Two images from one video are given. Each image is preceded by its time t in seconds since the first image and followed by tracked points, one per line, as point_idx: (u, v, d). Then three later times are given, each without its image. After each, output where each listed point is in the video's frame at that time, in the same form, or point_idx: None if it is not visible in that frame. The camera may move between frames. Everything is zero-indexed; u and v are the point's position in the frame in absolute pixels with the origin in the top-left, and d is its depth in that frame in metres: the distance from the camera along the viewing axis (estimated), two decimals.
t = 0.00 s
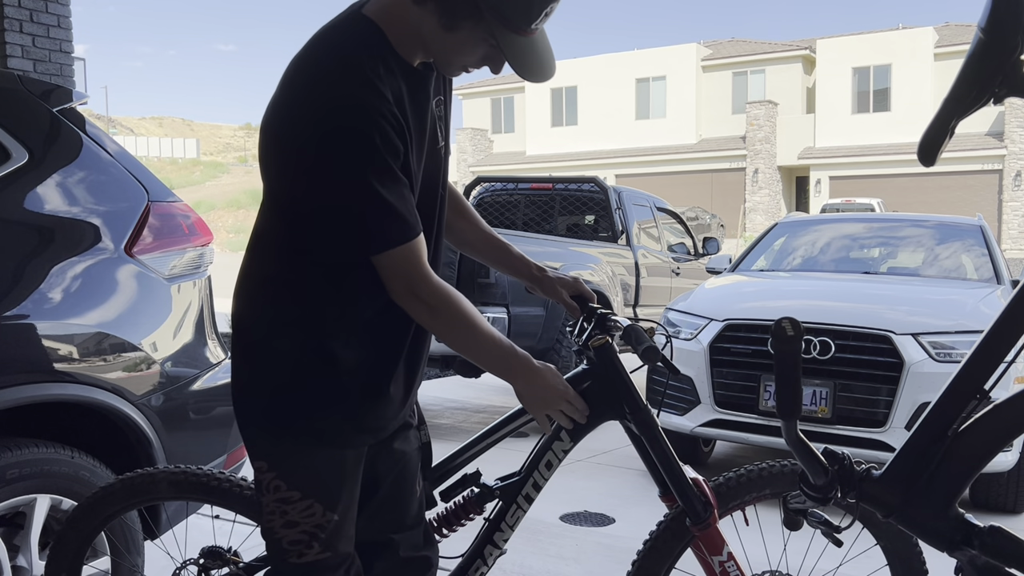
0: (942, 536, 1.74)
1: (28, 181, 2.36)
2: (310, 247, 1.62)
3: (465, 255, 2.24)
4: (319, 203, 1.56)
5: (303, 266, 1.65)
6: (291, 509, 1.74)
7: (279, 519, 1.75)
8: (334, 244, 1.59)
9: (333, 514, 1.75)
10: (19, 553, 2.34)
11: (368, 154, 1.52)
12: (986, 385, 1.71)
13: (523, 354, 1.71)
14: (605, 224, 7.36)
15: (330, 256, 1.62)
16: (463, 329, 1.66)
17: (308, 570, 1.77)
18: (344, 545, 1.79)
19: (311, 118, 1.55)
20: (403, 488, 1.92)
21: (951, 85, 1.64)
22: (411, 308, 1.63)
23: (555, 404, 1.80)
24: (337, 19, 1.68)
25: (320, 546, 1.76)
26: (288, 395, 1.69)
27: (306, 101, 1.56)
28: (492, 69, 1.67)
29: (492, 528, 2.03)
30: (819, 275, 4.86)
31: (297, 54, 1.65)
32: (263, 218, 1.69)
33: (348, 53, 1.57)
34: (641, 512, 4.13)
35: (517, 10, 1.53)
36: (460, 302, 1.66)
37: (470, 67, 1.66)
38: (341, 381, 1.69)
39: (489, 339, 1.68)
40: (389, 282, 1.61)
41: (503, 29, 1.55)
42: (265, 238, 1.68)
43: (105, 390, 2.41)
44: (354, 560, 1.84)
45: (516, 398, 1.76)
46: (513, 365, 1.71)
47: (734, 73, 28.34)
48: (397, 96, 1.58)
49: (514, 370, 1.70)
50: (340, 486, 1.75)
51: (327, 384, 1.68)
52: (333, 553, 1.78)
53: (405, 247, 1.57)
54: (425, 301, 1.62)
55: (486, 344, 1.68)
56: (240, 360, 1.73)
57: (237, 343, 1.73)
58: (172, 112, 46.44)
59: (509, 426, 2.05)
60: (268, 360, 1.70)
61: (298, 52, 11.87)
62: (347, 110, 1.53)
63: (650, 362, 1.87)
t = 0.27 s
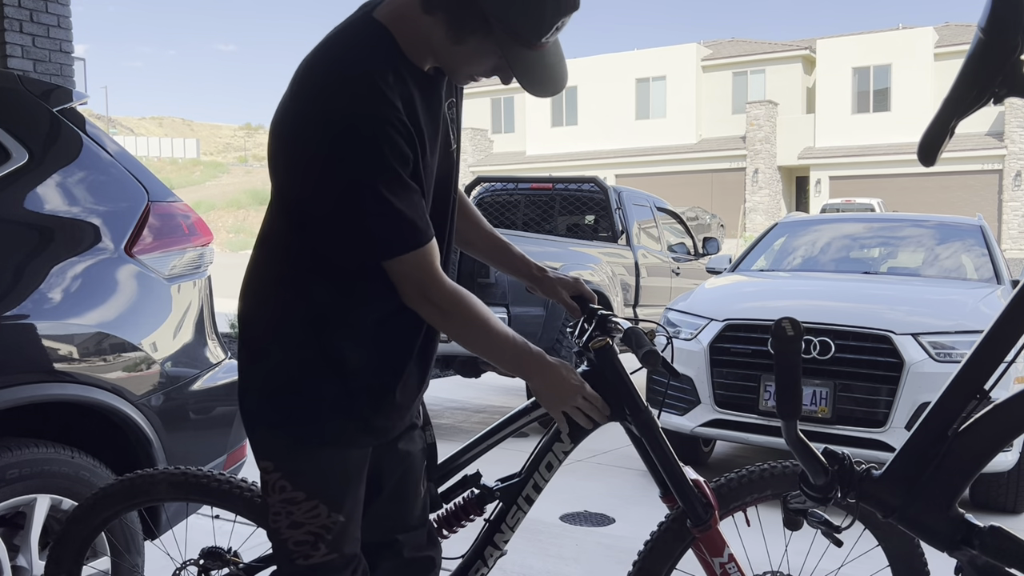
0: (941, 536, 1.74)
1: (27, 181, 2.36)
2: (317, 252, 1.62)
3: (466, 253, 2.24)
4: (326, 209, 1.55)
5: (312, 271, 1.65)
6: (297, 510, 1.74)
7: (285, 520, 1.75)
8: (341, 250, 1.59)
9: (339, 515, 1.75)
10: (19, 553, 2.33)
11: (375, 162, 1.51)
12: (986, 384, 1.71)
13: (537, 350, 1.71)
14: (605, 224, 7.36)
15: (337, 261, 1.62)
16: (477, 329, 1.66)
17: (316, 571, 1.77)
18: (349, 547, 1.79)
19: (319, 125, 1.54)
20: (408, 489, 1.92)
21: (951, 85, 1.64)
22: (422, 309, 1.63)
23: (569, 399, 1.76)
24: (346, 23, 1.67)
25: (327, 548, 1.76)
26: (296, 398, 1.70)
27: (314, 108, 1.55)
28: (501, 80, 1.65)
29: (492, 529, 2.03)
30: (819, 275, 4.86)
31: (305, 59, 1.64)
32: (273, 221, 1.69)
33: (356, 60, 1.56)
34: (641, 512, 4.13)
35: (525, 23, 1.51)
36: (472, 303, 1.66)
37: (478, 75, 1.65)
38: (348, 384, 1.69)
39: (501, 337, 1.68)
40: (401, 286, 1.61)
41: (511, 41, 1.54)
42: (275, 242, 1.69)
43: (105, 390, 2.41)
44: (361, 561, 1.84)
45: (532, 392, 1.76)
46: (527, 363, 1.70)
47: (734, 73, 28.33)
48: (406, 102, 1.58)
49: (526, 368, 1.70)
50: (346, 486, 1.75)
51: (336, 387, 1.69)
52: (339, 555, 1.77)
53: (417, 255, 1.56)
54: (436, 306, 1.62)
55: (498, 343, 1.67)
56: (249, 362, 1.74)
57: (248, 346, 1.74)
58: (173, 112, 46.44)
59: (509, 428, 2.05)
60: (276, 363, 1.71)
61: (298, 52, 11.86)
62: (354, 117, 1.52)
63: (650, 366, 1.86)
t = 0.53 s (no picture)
0: (942, 536, 1.74)
1: (28, 181, 2.36)
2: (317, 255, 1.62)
3: (469, 250, 2.23)
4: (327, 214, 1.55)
5: (313, 273, 1.65)
6: (299, 510, 1.75)
7: (288, 520, 1.75)
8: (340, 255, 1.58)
9: (342, 515, 1.76)
10: (19, 553, 2.34)
11: (376, 169, 1.51)
12: (986, 384, 1.71)
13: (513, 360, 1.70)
14: (605, 224, 7.36)
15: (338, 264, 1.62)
16: (467, 338, 1.65)
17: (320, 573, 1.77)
18: (353, 547, 1.79)
19: (321, 129, 1.54)
20: (409, 490, 1.92)
21: (951, 86, 1.64)
22: (411, 315, 1.62)
23: (546, 410, 1.78)
24: (356, 26, 1.67)
25: (331, 549, 1.76)
26: (296, 399, 1.71)
27: (318, 112, 1.55)
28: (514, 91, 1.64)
29: (495, 529, 2.03)
30: (819, 275, 4.86)
31: (313, 62, 1.64)
32: (277, 222, 1.70)
33: (361, 66, 1.56)
34: (641, 512, 4.14)
35: (538, 42, 1.50)
36: (461, 313, 1.65)
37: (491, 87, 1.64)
38: (348, 386, 1.70)
39: (486, 347, 1.67)
40: (390, 294, 1.60)
41: (523, 58, 1.53)
42: (278, 243, 1.69)
43: (105, 390, 2.42)
44: (365, 561, 1.84)
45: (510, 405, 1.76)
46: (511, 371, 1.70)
47: (734, 73, 28.34)
48: (410, 108, 1.57)
49: (506, 378, 1.70)
50: (349, 487, 1.75)
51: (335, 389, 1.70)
52: (343, 556, 1.77)
53: (407, 263, 1.56)
54: (427, 316, 1.61)
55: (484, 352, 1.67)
56: (251, 361, 1.75)
57: (250, 345, 1.75)
58: (172, 112, 46.43)
59: (512, 427, 2.05)
60: (277, 363, 1.71)
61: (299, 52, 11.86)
62: (357, 123, 1.52)
63: (653, 367, 1.87)
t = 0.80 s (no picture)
0: (942, 536, 1.74)
1: (28, 181, 2.36)
2: (316, 261, 1.62)
3: (473, 248, 2.23)
4: (326, 223, 1.55)
5: (312, 279, 1.65)
6: (296, 510, 1.75)
7: (287, 519, 1.76)
8: (339, 261, 1.58)
9: (339, 515, 1.76)
10: (19, 553, 2.34)
11: (375, 180, 1.50)
12: (986, 384, 1.71)
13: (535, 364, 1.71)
14: (605, 224, 7.36)
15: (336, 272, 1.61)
16: (476, 346, 1.65)
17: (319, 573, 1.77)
18: (352, 547, 1.79)
19: (322, 136, 1.54)
20: (410, 489, 1.92)
21: (950, 86, 1.64)
22: (420, 328, 1.62)
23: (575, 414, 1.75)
24: (361, 37, 1.66)
25: (330, 549, 1.76)
26: (293, 404, 1.70)
27: (318, 121, 1.55)
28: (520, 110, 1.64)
29: (497, 528, 2.03)
30: (819, 275, 4.86)
31: (318, 70, 1.64)
32: (277, 222, 1.70)
33: (366, 72, 1.56)
34: (641, 512, 4.14)
35: (542, 66, 1.50)
36: (470, 321, 1.65)
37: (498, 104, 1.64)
38: (346, 393, 1.69)
39: (499, 352, 1.67)
40: (397, 303, 1.60)
41: (527, 83, 1.52)
42: (278, 248, 1.69)
43: (105, 390, 2.41)
44: (365, 560, 1.84)
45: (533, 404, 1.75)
46: (527, 375, 1.70)
47: (734, 73, 28.34)
48: (412, 118, 1.56)
49: (527, 381, 1.70)
50: (345, 487, 1.76)
51: (333, 395, 1.69)
52: (343, 555, 1.78)
53: (413, 273, 1.55)
54: (435, 324, 1.61)
55: (496, 359, 1.66)
56: (249, 364, 1.75)
57: (249, 347, 1.75)
58: (172, 112, 46.43)
59: (513, 427, 2.04)
60: (275, 367, 1.71)
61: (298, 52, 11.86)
62: (357, 133, 1.51)
63: (656, 365, 1.85)
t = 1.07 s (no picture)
0: (942, 536, 1.74)
1: (28, 181, 2.37)
2: (312, 263, 1.62)
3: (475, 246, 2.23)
4: (322, 228, 1.55)
5: (309, 281, 1.65)
6: (294, 509, 1.75)
7: (285, 518, 1.76)
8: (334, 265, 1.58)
9: (337, 514, 1.76)
10: (19, 553, 2.34)
11: (371, 187, 1.50)
12: (986, 385, 1.71)
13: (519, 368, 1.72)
14: (605, 224, 7.37)
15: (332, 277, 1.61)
16: (466, 351, 1.65)
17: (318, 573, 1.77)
18: (351, 546, 1.79)
19: (320, 140, 1.54)
20: (410, 488, 1.92)
21: (950, 86, 1.64)
22: (408, 329, 1.62)
23: (546, 413, 1.77)
24: (365, 42, 1.66)
25: (328, 548, 1.76)
26: (288, 405, 1.71)
27: (317, 126, 1.55)
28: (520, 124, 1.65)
29: (498, 527, 2.03)
30: (819, 275, 4.86)
31: (321, 74, 1.64)
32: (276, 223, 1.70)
33: (367, 78, 1.57)
34: (641, 512, 4.14)
35: (540, 86, 1.50)
36: (459, 325, 1.65)
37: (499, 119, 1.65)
38: (341, 395, 1.70)
39: (489, 357, 1.68)
40: (390, 307, 1.59)
41: (525, 102, 1.53)
42: (277, 250, 1.69)
43: (105, 390, 2.42)
44: (364, 559, 1.84)
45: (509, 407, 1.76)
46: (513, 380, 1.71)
47: (734, 73, 28.34)
48: (411, 125, 1.56)
49: (505, 388, 1.71)
50: (343, 486, 1.76)
51: (329, 398, 1.70)
52: (341, 555, 1.77)
53: (407, 280, 1.55)
54: (427, 330, 1.61)
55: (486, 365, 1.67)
56: (247, 363, 1.76)
57: (247, 346, 1.76)
58: (172, 112, 46.41)
59: (513, 426, 2.05)
60: (272, 367, 1.72)
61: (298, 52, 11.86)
62: (356, 140, 1.52)
63: (655, 362, 1.85)
